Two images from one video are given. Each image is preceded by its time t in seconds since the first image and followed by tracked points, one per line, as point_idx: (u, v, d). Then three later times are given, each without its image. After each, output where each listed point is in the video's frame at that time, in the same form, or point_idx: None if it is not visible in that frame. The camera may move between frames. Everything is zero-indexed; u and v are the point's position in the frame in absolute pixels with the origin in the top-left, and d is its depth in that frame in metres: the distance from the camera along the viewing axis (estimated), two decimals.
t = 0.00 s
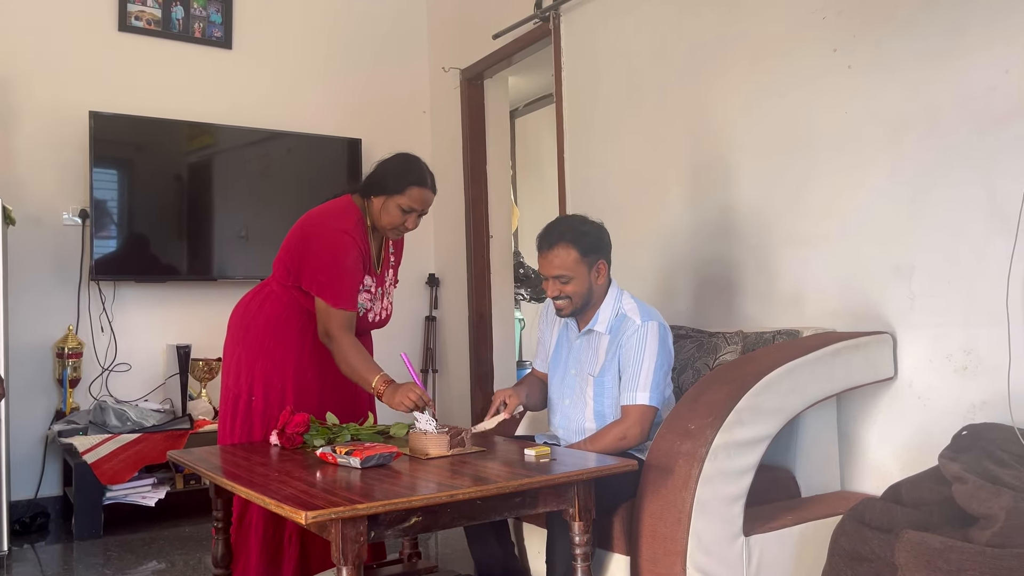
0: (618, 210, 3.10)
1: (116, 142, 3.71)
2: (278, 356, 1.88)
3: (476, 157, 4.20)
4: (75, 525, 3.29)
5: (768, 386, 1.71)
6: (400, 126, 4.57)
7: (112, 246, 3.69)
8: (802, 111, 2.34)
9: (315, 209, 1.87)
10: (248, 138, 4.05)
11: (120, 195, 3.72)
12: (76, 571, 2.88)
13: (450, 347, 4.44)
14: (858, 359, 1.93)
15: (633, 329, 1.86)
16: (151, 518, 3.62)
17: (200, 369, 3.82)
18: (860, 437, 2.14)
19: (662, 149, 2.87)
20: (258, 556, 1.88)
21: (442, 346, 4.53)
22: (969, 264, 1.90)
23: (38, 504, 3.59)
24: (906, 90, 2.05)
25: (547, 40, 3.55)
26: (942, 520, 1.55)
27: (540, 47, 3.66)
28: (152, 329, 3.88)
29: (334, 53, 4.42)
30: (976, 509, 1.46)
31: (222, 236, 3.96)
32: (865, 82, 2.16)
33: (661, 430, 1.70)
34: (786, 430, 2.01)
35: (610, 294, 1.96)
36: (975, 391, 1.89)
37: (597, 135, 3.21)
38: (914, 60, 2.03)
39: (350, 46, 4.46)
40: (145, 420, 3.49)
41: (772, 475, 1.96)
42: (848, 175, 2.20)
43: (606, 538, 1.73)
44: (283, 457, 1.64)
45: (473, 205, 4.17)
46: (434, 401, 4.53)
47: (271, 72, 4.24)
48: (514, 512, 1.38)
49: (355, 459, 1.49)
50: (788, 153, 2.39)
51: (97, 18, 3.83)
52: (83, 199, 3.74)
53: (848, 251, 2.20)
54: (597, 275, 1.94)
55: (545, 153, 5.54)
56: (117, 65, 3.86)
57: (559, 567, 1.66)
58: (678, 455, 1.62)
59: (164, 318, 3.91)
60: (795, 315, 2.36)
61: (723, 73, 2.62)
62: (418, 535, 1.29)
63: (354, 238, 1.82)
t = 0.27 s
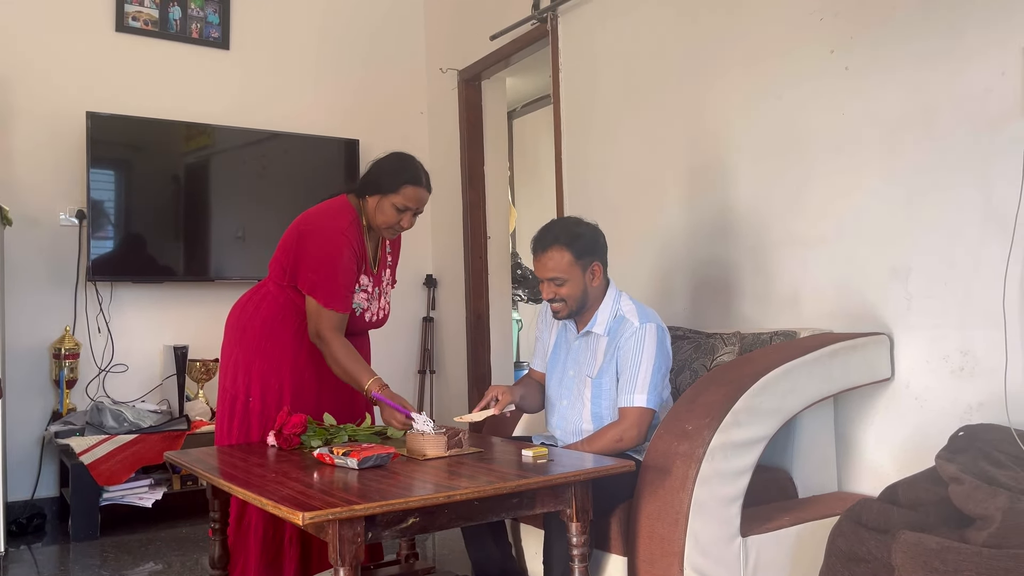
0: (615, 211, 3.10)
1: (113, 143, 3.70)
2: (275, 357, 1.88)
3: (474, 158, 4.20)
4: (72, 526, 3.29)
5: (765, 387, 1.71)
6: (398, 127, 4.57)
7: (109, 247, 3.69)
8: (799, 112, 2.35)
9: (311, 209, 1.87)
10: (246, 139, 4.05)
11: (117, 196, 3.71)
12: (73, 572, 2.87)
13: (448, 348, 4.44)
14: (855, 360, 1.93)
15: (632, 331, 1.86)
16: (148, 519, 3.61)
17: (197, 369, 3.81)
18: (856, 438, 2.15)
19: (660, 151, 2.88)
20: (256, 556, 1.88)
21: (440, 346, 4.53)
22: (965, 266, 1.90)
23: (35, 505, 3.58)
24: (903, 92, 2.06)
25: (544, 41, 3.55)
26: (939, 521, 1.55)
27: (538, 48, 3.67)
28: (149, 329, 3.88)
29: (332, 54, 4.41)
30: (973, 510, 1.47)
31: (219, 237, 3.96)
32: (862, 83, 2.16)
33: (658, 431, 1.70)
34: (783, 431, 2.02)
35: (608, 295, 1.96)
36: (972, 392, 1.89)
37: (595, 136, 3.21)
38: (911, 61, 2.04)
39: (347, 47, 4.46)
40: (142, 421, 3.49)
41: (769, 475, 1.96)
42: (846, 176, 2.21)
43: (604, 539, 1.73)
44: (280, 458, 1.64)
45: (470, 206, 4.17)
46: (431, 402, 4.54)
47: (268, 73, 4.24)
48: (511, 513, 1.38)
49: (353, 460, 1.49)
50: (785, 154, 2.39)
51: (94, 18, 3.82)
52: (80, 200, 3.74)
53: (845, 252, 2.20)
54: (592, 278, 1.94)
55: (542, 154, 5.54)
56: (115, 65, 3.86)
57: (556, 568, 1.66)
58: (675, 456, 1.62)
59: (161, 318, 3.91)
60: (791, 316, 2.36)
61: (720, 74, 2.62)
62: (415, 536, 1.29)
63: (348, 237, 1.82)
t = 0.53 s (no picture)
0: (615, 212, 3.10)
1: (112, 143, 3.70)
2: (272, 358, 1.88)
3: (473, 158, 4.20)
4: (71, 526, 3.28)
5: (764, 387, 1.71)
6: (397, 127, 4.57)
7: (108, 246, 3.69)
8: (798, 113, 2.35)
9: (307, 210, 1.87)
10: (244, 139, 4.05)
11: (116, 196, 3.71)
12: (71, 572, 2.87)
13: (447, 348, 4.44)
14: (854, 360, 1.93)
15: (634, 333, 1.86)
16: (147, 519, 3.61)
17: (197, 370, 3.81)
18: (855, 439, 2.15)
19: (659, 151, 2.88)
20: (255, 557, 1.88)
21: (439, 347, 4.53)
22: (964, 266, 1.91)
23: (34, 505, 3.58)
24: (902, 93, 2.06)
25: (543, 41, 3.55)
26: (938, 521, 1.55)
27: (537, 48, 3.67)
28: (148, 330, 3.88)
29: (331, 54, 4.41)
30: (973, 510, 1.47)
31: (218, 237, 3.96)
32: (861, 83, 2.17)
33: (658, 431, 1.70)
34: (783, 431, 2.02)
35: (610, 297, 1.96)
36: (971, 392, 1.89)
37: (594, 136, 3.21)
38: (911, 62, 2.04)
39: (346, 47, 4.46)
40: (140, 421, 3.49)
41: (768, 476, 1.97)
42: (845, 177, 2.21)
43: (603, 539, 1.73)
44: (279, 458, 1.64)
45: (469, 207, 4.17)
46: (431, 402, 4.53)
47: (267, 73, 4.24)
48: (510, 513, 1.38)
49: (352, 460, 1.49)
50: (784, 155, 2.39)
51: (93, 19, 3.82)
52: (79, 200, 3.74)
53: (844, 252, 2.20)
54: (590, 280, 1.93)
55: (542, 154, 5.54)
56: (114, 65, 3.86)
57: (555, 568, 1.66)
58: (674, 456, 1.62)
59: (160, 318, 3.90)
60: (791, 316, 2.36)
61: (720, 75, 2.62)
62: (414, 536, 1.29)
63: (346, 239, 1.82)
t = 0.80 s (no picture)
0: (615, 212, 3.11)
1: (112, 143, 3.70)
2: (272, 358, 1.88)
3: (473, 158, 4.20)
4: (71, 526, 3.28)
5: (764, 388, 1.71)
6: (397, 127, 4.57)
7: (108, 246, 3.69)
8: (798, 113, 2.35)
9: (305, 210, 1.87)
10: (244, 139, 4.05)
11: (116, 197, 3.72)
12: (71, 571, 2.87)
13: (446, 348, 4.44)
14: (853, 361, 1.93)
15: (642, 338, 1.85)
16: (147, 518, 3.62)
17: (197, 370, 3.81)
18: (854, 439, 2.15)
19: (659, 152, 2.88)
20: (256, 556, 1.87)
21: (439, 347, 4.53)
22: (964, 267, 1.91)
23: (34, 505, 3.59)
24: (901, 93, 2.06)
25: (543, 42, 3.56)
26: (938, 522, 1.55)
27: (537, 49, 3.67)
28: (148, 330, 3.88)
29: (331, 54, 4.41)
30: (972, 511, 1.47)
31: (218, 237, 3.96)
32: (861, 84, 2.17)
33: (658, 431, 1.70)
34: (783, 432, 2.02)
35: (619, 300, 1.95)
36: (970, 392, 1.90)
37: (594, 137, 3.21)
38: (911, 63, 2.04)
39: (346, 48, 4.46)
40: (140, 421, 3.49)
41: (768, 476, 1.97)
42: (845, 178, 2.21)
43: (603, 540, 1.73)
44: (279, 459, 1.65)
45: (469, 207, 4.18)
46: (431, 402, 4.54)
47: (267, 73, 4.24)
48: (510, 514, 1.38)
49: (352, 461, 1.49)
50: (784, 156, 2.39)
51: (93, 19, 3.83)
52: (79, 200, 3.74)
53: (844, 253, 2.20)
54: (594, 285, 1.92)
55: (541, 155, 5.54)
56: (114, 65, 3.86)
57: (555, 569, 1.66)
58: (674, 457, 1.62)
59: (160, 318, 3.90)
60: (791, 317, 2.36)
61: (719, 76, 2.62)
62: (414, 536, 1.29)
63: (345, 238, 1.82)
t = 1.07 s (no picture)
0: (615, 212, 3.10)
1: (112, 143, 3.70)
2: (272, 359, 1.88)
3: (474, 159, 4.20)
4: (71, 526, 3.29)
5: (764, 388, 1.71)
6: (398, 128, 4.57)
7: (108, 246, 3.69)
8: (798, 114, 2.35)
9: (303, 208, 1.87)
10: (244, 139, 4.05)
11: (117, 197, 3.72)
12: (71, 571, 2.87)
13: (447, 348, 4.44)
14: (853, 361, 1.93)
15: (657, 342, 1.83)
16: (148, 518, 3.62)
17: (197, 370, 3.82)
18: (854, 440, 2.15)
19: (659, 152, 2.87)
20: (256, 557, 1.88)
21: (439, 347, 4.53)
22: (964, 267, 1.91)
23: (34, 505, 3.59)
24: (902, 94, 2.06)
25: (544, 42, 3.55)
26: (938, 522, 1.55)
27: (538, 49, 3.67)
28: (148, 329, 3.88)
29: (331, 54, 4.41)
30: (972, 511, 1.47)
31: (218, 237, 3.96)
32: (862, 84, 2.16)
33: (659, 432, 1.70)
34: (783, 433, 2.02)
35: (635, 304, 1.94)
36: (971, 393, 1.89)
37: (594, 137, 3.21)
38: (912, 62, 2.04)
39: (347, 48, 4.46)
40: (141, 422, 3.49)
41: (768, 477, 1.97)
42: (845, 179, 2.21)
43: (603, 540, 1.73)
44: (279, 459, 1.65)
45: (469, 207, 4.18)
46: (431, 402, 4.53)
47: (268, 73, 4.24)
48: (510, 514, 1.38)
49: (352, 461, 1.49)
50: (785, 156, 2.39)
51: (94, 19, 3.83)
52: (80, 200, 3.74)
53: (844, 254, 2.20)
54: (605, 290, 1.91)
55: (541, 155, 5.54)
56: (115, 66, 3.86)
57: (555, 570, 1.66)
58: (674, 457, 1.62)
59: (160, 318, 3.90)
60: (791, 317, 2.36)
61: (720, 76, 2.62)
62: (414, 537, 1.28)
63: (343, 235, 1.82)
